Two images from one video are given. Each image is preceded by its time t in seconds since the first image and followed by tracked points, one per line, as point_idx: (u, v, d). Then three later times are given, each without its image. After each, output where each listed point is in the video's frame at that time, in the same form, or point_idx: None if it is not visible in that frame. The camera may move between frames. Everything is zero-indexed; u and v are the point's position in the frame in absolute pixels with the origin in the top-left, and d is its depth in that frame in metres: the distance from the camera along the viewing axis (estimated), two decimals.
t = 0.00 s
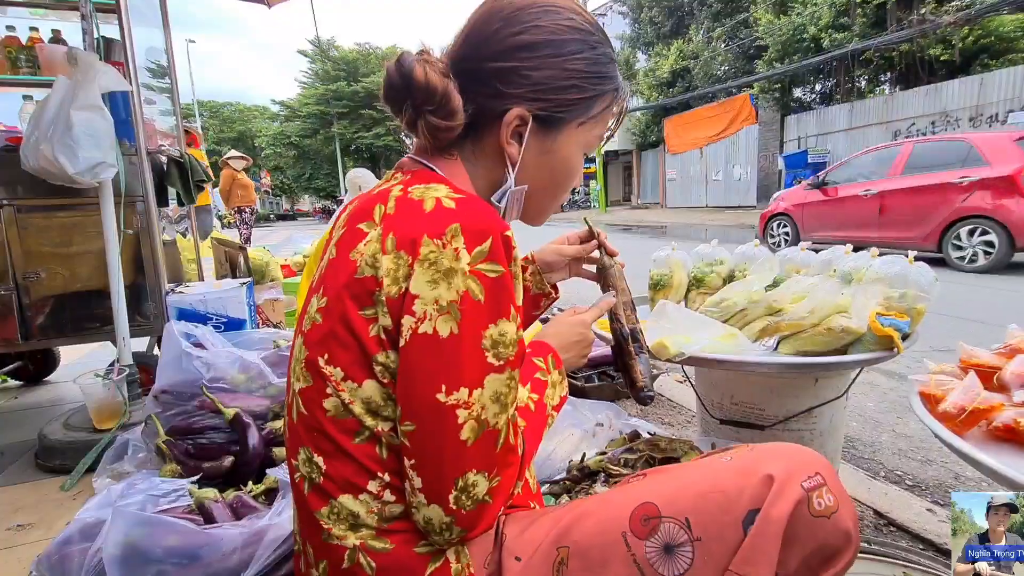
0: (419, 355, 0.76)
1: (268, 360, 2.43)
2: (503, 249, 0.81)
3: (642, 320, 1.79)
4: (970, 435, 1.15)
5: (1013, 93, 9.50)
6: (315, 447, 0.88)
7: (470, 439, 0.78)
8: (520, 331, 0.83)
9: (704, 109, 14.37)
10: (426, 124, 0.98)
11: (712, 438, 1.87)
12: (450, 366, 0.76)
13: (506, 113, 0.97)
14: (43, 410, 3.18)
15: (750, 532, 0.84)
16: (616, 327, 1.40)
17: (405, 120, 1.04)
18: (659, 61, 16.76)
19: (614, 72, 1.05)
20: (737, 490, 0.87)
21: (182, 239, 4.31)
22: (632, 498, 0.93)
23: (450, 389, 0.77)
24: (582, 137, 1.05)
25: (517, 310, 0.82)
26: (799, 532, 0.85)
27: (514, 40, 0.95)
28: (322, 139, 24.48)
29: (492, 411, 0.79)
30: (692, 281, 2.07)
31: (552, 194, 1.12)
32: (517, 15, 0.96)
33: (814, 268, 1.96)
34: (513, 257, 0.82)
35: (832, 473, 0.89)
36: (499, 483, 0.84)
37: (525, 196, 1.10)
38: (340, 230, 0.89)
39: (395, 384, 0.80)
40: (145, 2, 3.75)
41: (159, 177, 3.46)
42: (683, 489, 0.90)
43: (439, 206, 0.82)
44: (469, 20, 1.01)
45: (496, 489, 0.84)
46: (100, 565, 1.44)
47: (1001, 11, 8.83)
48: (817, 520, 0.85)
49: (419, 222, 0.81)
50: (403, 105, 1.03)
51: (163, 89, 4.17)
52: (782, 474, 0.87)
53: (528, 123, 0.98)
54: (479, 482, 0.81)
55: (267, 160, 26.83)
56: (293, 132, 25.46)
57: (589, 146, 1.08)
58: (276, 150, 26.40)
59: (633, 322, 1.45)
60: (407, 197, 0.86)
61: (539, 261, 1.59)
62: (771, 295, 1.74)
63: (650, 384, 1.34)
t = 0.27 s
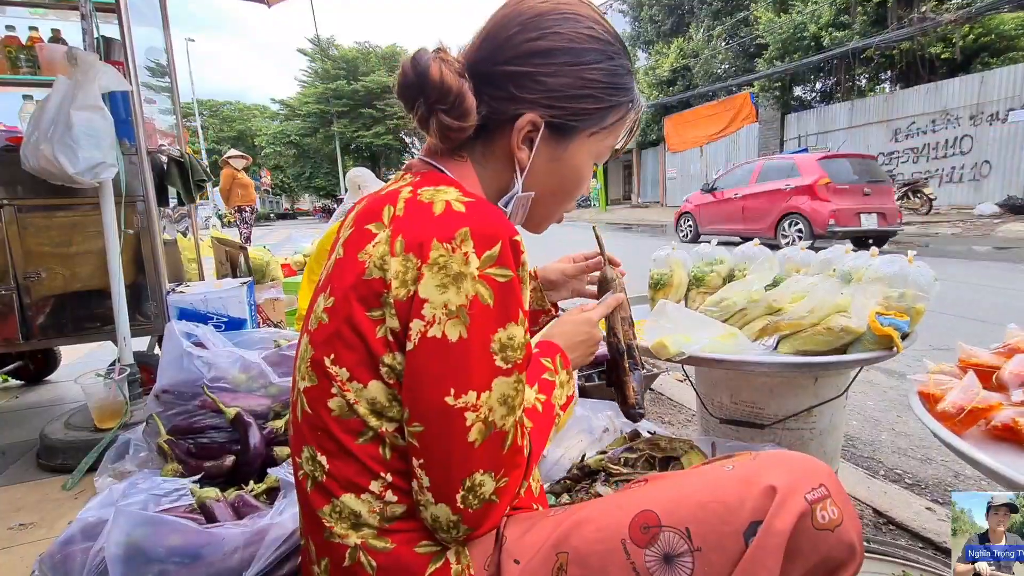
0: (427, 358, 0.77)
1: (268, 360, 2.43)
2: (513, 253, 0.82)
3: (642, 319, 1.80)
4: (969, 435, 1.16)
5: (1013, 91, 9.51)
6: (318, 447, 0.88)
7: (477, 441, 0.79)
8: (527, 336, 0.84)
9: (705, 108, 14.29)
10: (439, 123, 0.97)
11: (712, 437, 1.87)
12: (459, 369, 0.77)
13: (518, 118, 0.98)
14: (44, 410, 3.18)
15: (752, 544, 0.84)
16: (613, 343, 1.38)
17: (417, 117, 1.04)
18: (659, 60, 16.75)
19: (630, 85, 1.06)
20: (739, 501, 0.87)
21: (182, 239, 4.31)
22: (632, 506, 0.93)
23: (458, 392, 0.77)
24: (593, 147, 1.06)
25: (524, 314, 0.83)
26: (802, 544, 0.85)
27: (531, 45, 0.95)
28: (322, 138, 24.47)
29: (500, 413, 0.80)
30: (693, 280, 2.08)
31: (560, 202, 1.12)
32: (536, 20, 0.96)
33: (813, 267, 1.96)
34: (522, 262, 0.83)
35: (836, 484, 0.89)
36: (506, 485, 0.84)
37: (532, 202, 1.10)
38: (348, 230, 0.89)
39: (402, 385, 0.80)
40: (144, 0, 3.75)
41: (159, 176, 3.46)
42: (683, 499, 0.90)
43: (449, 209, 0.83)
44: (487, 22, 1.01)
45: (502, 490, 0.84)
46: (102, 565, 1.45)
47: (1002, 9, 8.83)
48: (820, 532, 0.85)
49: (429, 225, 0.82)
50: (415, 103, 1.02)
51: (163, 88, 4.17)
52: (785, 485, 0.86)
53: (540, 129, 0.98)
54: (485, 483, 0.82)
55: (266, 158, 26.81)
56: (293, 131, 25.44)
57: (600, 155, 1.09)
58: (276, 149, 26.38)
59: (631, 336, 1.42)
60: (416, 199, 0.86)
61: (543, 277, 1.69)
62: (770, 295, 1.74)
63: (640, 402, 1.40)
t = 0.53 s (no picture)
0: (433, 360, 0.77)
1: (267, 361, 2.43)
2: (520, 257, 0.82)
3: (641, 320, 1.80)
4: (965, 434, 1.16)
5: (1012, 90, 9.51)
6: (320, 448, 0.87)
7: (479, 442, 0.79)
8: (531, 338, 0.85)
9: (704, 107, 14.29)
10: (446, 124, 0.97)
11: (711, 437, 1.87)
12: (465, 370, 0.77)
13: (524, 125, 0.98)
14: (43, 412, 3.18)
15: (748, 542, 0.85)
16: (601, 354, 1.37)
17: (424, 116, 1.03)
18: (659, 59, 16.75)
19: (637, 103, 1.07)
20: (735, 499, 0.88)
21: (181, 240, 4.31)
22: (629, 503, 0.93)
23: (463, 393, 0.78)
24: (595, 159, 1.06)
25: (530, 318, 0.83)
26: (799, 542, 0.86)
27: (542, 54, 0.96)
28: (322, 138, 24.47)
29: (502, 415, 0.80)
30: (691, 280, 2.08)
31: (559, 211, 1.13)
32: (552, 31, 0.97)
33: (811, 267, 1.96)
34: (529, 264, 0.84)
35: (831, 482, 0.90)
36: (508, 486, 0.85)
37: (533, 209, 1.10)
38: (352, 231, 0.89)
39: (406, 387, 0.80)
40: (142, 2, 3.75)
41: (158, 178, 3.46)
42: (680, 497, 0.90)
43: (457, 212, 0.83)
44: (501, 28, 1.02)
45: (503, 491, 0.85)
46: (101, 566, 1.45)
47: (1001, 8, 8.83)
48: (816, 529, 0.86)
49: (437, 228, 0.82)
50: (423, 103, 1.02)
51: (161, 90, 4.17)
52: (781, 484, 0.87)
53: (545, 138, 0.99)
54: (486, 483, 0.82)
55: (266, 159, 26.79)
56: (292, 131, 25.42)
57: (602, 168, 1.09)
58: (275, 149, 26.38)
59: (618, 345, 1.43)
60: (424, 202, 0.86)
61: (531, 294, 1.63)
62: (768, 295, 1.75)
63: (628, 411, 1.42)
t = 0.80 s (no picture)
0: (424, 360, 0.76)
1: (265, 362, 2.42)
2: (517, 260, 0.81)
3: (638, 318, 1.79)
4: (963, 432, 1.16)
5: (1011, 87, 9.51)
6: (319, 450, 0.87)
7: (458, 449, 0.77)
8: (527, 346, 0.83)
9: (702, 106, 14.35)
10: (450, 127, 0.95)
11: (710, 436, 1.87)
12: (453, 372, 0.76)
13: (528, 131, 0.96)
14: (42, 414, 3.17)
15: (745, 531, 0.85)
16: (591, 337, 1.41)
17: (427, 116, 1.01)
18: (657, 58, 16.77)
19: (637, 112, 1.07)
20: (732, 490, 0.87)
21: (180, 242, 4.31)
22: (627, 496, 0.93)
23: (445, 394, 0.76)
24: (594, 166, 1.06)
25: (527, 323, 0.82)
26: (795, 531, 0.86)
27: (547, 62, 0.95)
28: (321, 139, 24.48)
29: (485, 424, 0.78)
30: (689, 280, 2.07)
31: (555, 216, 1.12)
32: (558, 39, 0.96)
33: (809, 266, 1.96)
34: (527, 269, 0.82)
35: (825, 471, 0.90)
36: (488, 507, 0.80)
37: (530, 213, 1.10)
38: (353, 233, 0.88)
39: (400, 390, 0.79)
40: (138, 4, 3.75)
41: (155, 180, 3.45)
42: (677, 490, 0.90)
43: (457, 215, 0.82)
44: (506, 31, 1.00)
45: (483, 511, 0.80)
46: (98, 570, 1.44)
47: (999, 6, 8.84)
48: (812, 518, 0.86)
49: (436, 230, 0.81)
50: (427, 103, 1.00)
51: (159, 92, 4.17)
52: (776, 474, 0.87)
53: (547, 144, 0.98)
54: (464, 496, 0.79)
55: (265, 161, 26.76)
56: (291, 133, 25.42)
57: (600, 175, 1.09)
58: (275, 151, 26.38)
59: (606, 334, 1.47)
60: (424, 204, 0.85)
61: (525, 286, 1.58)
62: (766, 293, 1.75)
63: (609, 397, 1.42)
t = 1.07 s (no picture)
0: (432, 356, 0.73)
1: (261, 361, 2.39)
2: (524, 253, 0.79)
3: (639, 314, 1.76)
4: (972, 425, 1.13)
5: (1010, 83, 9.49)
6: (314, 447, 0.83)
7: (475, 444, 0.76)
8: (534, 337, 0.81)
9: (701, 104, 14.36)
10: (452, 116, 0.91)
11: (712, 433, 1.84)
12: (462, 368, 0.74)
13: (531, 123, 0.93)
14: (37, 416, 3.14)
15: (752, 524, 0.81)
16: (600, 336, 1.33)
17: (427, 104, 0.97)
18: (656, 57, 16.77)
19: (642, 105, 1.03)
20: (737, 483, 0.84)
21: (176, 242, 4.28)
22: (631, 492, 0.90)
23: (459, 392, 0.74)
24: (597, 160, 1.03)
25: (533, 315, 0.79)
26: (800, 525, 0.82)
27: (554, 51, 0.91)
28: (319, 140, 24.44)
29: (501, 417, 0.77)
30: (689, 274, 2.05)
31: (555, 211, 1.09)
32: (564, 27, 0.92)
33: (811, 260, 1.93)
34: (533, 262, 0.80)
35: (832, 463, 0.87)
36: (505, 493, 0.82)
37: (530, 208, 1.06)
38: (349, 223, 0.84)
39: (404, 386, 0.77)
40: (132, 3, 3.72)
41: (150, 179, 3.42)
42: (680, 484, 0.87)
43: (460, 206, 0.79)
44: (512, 18, 0.96)
45: (500, 498, 0.82)
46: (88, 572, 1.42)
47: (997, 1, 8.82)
48: (819, 511, 0.82)
49: (439, 221, 0.78)
50: (428, 90, 0.96)
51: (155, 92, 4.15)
52: (783, 465, 0.84)
53: (552, 135, 0.94)
54: (481, 488, 0.79)
55: (264, 162, 26.71)
56: (290, 133, 25.39)
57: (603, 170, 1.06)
58: (273, 152, 26.36)
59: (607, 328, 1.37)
60: (425, 194, 0.82)
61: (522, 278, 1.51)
62: (768, 287, 1.73)
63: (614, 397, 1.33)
